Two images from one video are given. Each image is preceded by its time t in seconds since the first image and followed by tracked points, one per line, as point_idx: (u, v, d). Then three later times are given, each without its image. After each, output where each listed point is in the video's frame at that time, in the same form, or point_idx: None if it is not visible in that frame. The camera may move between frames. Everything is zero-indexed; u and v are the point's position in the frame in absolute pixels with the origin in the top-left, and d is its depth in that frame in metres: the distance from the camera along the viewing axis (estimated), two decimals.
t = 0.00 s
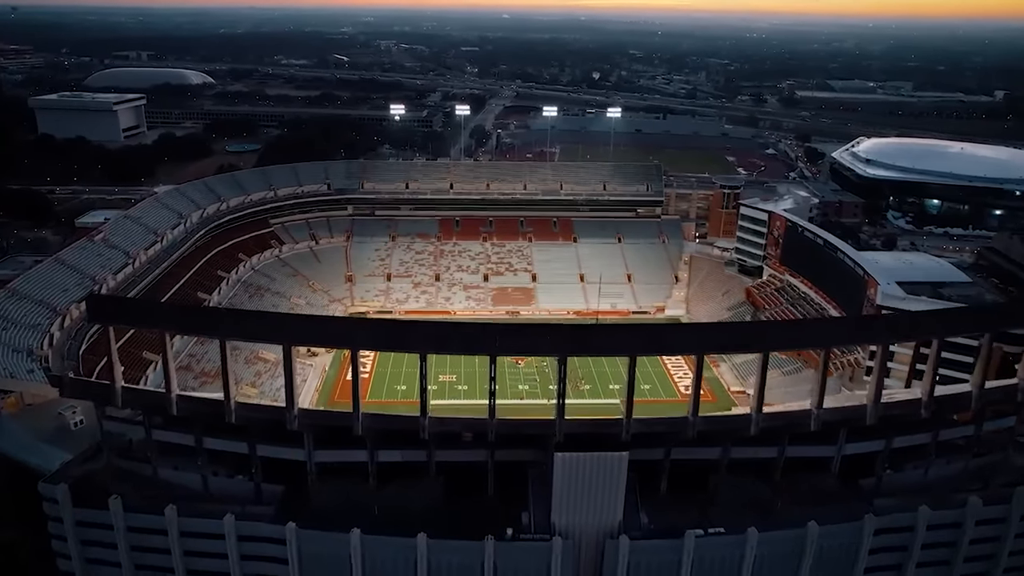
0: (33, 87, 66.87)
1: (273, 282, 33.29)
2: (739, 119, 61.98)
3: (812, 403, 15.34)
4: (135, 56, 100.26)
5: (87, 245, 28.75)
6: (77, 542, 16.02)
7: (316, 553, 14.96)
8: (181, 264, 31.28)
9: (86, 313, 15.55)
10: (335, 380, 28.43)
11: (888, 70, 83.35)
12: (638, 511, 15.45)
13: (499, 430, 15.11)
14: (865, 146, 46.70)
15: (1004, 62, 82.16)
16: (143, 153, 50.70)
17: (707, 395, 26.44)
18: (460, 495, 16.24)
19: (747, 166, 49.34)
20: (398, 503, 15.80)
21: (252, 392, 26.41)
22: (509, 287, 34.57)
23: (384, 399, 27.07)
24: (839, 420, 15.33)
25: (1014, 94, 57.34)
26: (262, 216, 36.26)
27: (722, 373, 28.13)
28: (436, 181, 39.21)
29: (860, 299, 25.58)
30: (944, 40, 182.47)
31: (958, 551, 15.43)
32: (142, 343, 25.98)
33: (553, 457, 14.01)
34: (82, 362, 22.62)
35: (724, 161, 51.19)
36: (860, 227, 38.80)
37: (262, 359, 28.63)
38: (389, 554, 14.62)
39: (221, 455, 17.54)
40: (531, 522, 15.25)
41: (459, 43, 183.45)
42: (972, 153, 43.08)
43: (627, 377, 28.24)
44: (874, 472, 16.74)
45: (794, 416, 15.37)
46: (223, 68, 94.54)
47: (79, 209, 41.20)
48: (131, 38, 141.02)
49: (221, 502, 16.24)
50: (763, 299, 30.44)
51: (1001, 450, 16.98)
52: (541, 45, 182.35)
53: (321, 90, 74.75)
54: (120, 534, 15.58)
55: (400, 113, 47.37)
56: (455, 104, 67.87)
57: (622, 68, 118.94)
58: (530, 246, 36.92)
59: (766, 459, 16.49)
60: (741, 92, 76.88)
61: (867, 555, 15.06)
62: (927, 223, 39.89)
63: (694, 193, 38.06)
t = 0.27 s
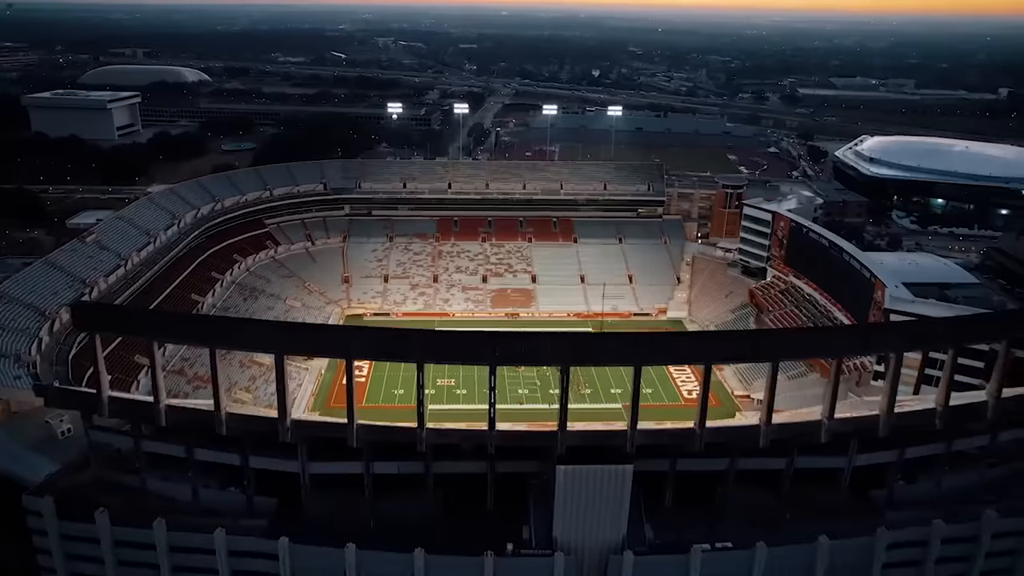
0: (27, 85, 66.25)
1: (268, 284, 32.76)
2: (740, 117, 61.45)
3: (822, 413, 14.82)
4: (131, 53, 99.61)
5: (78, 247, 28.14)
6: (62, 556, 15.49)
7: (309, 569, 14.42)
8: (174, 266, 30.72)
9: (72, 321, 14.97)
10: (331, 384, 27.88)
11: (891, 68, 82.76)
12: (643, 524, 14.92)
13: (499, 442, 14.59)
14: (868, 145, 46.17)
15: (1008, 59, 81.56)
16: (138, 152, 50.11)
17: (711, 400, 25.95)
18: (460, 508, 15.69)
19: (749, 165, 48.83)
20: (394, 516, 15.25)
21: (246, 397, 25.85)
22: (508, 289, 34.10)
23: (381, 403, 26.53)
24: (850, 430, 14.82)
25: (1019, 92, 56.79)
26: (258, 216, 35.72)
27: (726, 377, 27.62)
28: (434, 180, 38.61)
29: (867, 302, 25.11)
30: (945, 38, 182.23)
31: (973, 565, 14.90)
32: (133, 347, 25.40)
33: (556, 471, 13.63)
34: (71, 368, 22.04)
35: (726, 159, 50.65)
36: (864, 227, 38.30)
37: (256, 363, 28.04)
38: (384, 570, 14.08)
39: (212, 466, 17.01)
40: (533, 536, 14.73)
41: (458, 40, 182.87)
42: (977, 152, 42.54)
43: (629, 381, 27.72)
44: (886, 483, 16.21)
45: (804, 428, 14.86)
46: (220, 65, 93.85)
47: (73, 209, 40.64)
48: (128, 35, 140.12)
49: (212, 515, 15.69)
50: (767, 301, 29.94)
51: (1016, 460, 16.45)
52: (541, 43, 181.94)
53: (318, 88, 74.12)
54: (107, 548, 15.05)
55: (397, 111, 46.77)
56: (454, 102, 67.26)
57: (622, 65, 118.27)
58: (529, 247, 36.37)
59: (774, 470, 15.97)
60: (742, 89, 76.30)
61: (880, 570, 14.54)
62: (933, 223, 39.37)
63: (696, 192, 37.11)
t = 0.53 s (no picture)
0: (21, 83, 65.55)
1: (264, 285, 32.20)
2: (742, 115, 60.86)
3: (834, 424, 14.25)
4: (127, 51, 98.84)
5: (68, 248, 27.48)
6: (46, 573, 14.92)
7: None
8: (168, 267, 30.15)
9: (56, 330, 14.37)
10: (327, 388, 27.32)
11: (893, 66, 82.18)
12: (648, 539, 14.36)
13: (498, 455, 14.03)
14: (872, 144, 45.62)
15: (1010, 57, 80.97)
16: (132, 151, 49.47)
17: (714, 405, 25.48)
18: (458, 522, 15.14)
19: (751, 165, 48.29)
20: (390, 531, 14.71)
21: (240, 403, 25.26)
22: (507, 290, 33.61)
23: (378, 409, 25.95)
24: (864, 442, 14.27)
25: None
26: (253, 217, 35.20)
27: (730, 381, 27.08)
28: (432, 180, 37.97)
29: (875, 305, 24.62)
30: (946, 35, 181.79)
31: None
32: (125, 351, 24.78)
33: (559, 485, 13.25)
34: (59, 374, 21.41)
35: (727, 159, 50.10)
36: (868, 227, 37.78)
37: (250, 368, 27.40)
38: None
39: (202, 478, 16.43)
40: (534, 552, 14.20)
41: (457, 38, 182.07)
42: (982, 151, 42.00)
43: (630, 385, 27.13)
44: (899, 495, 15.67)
45: (816, 439, 14.31)
46: (216, 63, 93.09)
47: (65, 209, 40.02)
48: (124, 32, 139.13)
49: (201, 529, 15.13)
50: (771, 303, 29.43)
51: None
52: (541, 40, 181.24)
53: (315, 86, 73.49)
54: (92, 565, 14.49)
55: (395, 110, 46.16)
56: (453, 101, 66.63)
57: (622, 63, 117.54)
58: (529, 248, 35.83)
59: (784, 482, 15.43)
60: (742, 87, 75.72)
61: None
62: (937, 223, 38.84)
63: (699, 191, 36.51)
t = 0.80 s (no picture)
0: (14, 81, 64.83)
1: (259, 287, 31.66)
2: (743, 113, 60.31)
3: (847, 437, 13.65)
4: (121, 48, 98.09)
5: (59, 250, 26.82)
6: None
7: None
8: (161, 270, 29.60)
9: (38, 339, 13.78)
10: (323, 393, 26.76)
11: (895, 63, 81.71)
12: (654, 555, 13.81)
13: (499, 470, 13.48)
14: (875, 142, 45.12)
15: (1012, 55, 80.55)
16: (126, 150, 48.85)
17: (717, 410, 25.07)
18: (456, 537, 14.59)
19: (753, 164, 47.77)
20: (386, 547, 14.15)
21: (235, 408, 24.71)
22: (507, 292, 33.11)
23: (376, 414, 25.42)
24: (878, 455, 13.74)
25: None
26: (247, 218, 34.68)
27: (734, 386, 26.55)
28: (431, 180, 37.36)
29: (882, 307, 24.13)
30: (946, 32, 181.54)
31: None
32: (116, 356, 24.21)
33: (562, 499, 12.76)
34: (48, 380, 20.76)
35: (729, 158, 49.61)
36: (871, 227, 37.31)
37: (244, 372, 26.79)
38: None
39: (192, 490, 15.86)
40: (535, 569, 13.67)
41: (455, 35, 181.41)
42: (987, 150, 41.51)
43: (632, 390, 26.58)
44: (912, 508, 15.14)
45: (828, 452, 13.77)
46: (212, 61, 92.36)
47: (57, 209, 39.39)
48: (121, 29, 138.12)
49: (190, 545, 14.56)
50: (775, 305, 28.96)
51: None
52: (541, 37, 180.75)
53: (312, 84, 72.85)
54: None
55: (392, 108, 45.59)
56: (451, 99, 66.04)
57: (621, 61, 116.87)
58: (528, 249, 35.30)
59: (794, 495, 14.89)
60: (743, 85, 75.21)
61: None
62: (942, 223, 38.37)
63: (701, 191, 36.14)
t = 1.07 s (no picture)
0: (6, 79, 64.04)
1: (253, 290, 31.03)
2: (744, 111, 59.69)
3: (863, 454, 13.03)
4: (117, 46, 97.28)
5: (48, 252, 26.07)
6: None
7: None
8: (153, 273, 28.94)
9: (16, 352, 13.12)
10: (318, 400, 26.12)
11: (897, 61, 81.09)
12: None
13: (499, 489, 12.87)
14: (879, 141, 44.52)
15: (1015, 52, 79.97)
16: (119, 150, 48.13)
17: (722, 417, 24.48)
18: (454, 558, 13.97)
19: (756, 163, 47.16)
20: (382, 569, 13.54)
21: (228, 415, 24.06)
22: (506, 295, 32.51)
23: (372, 421, 24.79)
24: (896, 472, 13.13)
25: None
26: (242, 219, 34.02)
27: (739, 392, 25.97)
28: (428, 180, 36.68)
29: (890, 311, 23.51)
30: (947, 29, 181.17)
31: None
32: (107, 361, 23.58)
33: (565, 521, 12.21)
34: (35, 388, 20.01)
35: (732, 157, 48.99)
36: (877, 227, 36.73)
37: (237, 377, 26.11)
38: None
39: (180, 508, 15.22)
40: None
41: (454, 32, 180.66)
42: (993, 149, 40.95)
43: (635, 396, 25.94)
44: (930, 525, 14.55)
45: (844, 470, 13.17)
46: (208, 58, 91.53)
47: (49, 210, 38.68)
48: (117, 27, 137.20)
49: (177, 566, 13.92)
50: (780, 309, 28.42)
51: None
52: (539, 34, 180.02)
53: (308, 82, 72.13)
54: None
55: (389, 107, 44.93)
56: (449, 97, 65.34)
57: (621, 58, 116.10)
58: (528, 250, 34.68)
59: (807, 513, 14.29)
60: (745, 83, 74.59)
61: None
62: (948, 223, 37.78)
63: (704, 191, 35.52)
